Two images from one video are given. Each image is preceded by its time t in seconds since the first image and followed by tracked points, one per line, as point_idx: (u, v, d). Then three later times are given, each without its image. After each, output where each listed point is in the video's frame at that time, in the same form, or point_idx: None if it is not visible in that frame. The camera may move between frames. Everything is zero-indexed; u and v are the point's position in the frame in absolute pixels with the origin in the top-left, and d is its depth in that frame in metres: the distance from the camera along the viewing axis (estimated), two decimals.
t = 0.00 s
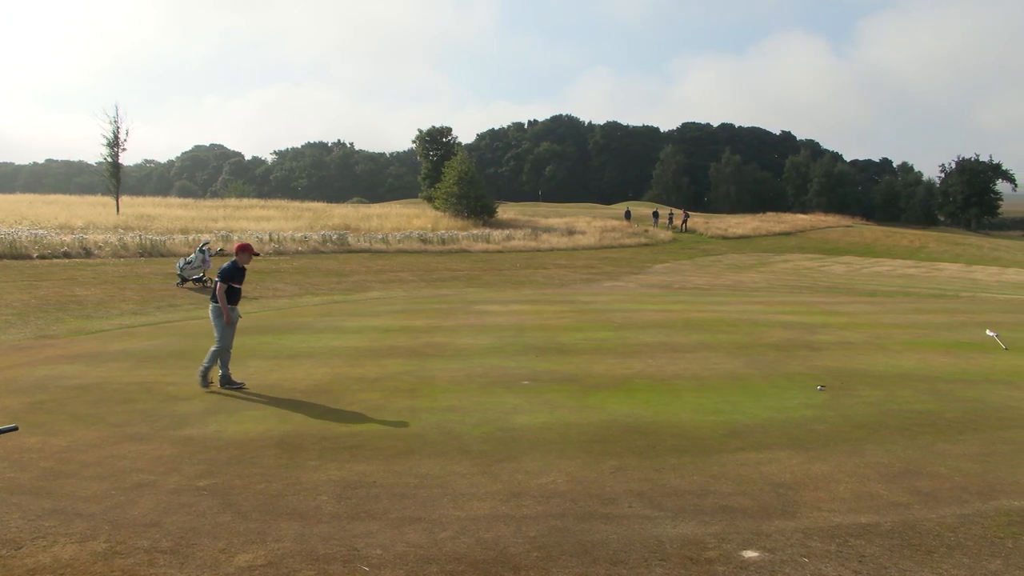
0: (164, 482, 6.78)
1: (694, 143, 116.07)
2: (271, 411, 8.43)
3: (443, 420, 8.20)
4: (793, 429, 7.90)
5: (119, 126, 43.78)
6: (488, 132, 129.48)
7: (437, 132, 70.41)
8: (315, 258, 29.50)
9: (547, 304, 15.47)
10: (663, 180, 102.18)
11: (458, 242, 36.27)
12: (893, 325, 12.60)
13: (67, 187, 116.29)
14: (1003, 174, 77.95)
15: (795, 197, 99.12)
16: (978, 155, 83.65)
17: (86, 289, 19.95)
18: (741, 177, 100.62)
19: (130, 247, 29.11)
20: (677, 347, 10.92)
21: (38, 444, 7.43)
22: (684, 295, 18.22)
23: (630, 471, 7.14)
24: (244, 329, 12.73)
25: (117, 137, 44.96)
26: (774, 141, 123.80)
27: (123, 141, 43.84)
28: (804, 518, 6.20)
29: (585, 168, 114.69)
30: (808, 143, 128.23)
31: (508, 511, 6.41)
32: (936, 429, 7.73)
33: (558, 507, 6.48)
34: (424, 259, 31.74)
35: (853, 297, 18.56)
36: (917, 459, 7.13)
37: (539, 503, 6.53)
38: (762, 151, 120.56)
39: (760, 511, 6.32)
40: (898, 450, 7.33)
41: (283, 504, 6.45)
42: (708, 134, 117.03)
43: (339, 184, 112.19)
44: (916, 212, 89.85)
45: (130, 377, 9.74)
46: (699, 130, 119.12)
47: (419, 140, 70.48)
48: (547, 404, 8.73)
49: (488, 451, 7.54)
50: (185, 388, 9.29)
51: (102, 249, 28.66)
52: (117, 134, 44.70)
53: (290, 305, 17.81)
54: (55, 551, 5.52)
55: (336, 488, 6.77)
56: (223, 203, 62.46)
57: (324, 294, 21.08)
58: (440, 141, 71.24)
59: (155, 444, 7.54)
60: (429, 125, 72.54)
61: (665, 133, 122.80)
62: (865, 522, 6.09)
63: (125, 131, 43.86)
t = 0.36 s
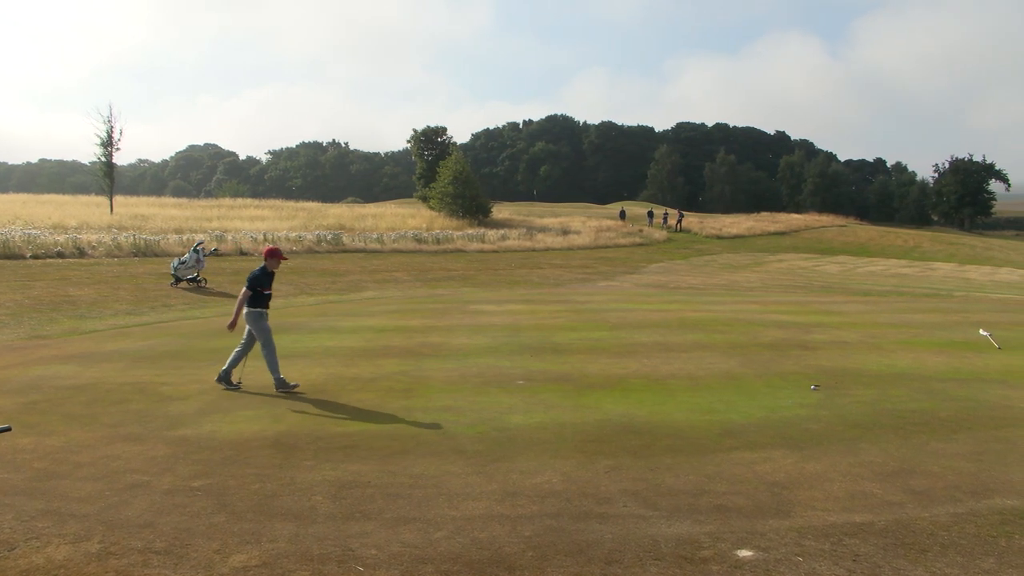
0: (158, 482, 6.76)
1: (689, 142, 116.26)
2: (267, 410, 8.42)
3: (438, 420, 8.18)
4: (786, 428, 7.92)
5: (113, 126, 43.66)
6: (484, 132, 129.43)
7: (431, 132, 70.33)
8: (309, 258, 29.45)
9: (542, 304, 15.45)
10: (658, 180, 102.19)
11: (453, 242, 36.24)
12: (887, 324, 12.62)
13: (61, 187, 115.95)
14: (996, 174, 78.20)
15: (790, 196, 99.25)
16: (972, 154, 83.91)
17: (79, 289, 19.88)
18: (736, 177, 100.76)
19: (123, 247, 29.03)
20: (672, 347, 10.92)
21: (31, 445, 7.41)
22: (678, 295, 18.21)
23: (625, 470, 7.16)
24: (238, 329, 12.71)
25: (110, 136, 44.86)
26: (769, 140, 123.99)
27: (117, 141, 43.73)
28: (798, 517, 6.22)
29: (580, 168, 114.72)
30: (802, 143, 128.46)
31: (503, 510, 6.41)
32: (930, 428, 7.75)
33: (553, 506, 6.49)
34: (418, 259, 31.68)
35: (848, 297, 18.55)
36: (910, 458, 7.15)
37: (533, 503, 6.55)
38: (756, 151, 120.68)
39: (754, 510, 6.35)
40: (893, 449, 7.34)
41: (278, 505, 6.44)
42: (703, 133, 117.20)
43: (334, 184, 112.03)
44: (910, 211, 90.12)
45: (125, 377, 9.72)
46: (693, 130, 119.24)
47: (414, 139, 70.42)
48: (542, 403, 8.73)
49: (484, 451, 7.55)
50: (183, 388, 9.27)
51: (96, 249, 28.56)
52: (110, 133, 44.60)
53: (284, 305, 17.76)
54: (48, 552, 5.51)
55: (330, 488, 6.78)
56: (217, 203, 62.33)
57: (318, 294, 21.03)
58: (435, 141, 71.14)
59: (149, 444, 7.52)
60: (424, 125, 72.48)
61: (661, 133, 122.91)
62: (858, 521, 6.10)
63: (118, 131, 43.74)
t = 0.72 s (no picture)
0: (144, 484, 6.72)
1: (677, 142, 116.66)
2: (254, 410, 8.38)
3: (426, 420, 8.16)
4: (774, 427, 7.95)
5: (98, 124, 43.46)
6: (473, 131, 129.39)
7: (420, 131, 70.32)
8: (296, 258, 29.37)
9: (530, 303, 15.45)
10: (646, 180, 102.40)
11: (441, 242, 36.21)
12: (873, 323, 12.69)
13: (46, 186, 115.25)
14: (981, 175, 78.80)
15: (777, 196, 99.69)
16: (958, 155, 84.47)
17: (64, 289, 19.76)
18: (724, 177, 101.10)
19: (109, 246, 28.87)
20: (660, 346, 10.95)
21: (15, 446, 7.35)
22: (665, 295, 18.24)
23: (612, 469, 7.18)
24: (226, 329, 12.65)
25: (96, 135, 44.62)
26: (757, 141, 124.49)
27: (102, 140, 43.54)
28: (785, 515, 6.25)
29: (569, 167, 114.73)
30: (791, 143, 129.07)
31: (490, 510, 6.42)
32: (915, 427, 7.78)
33: (541, 506, 6.50)
34: (406, 258, 31.61)
35: (835, 297, 18.59)
36: (896, 456, 7.19)
37: (521, 502, 6.55)
38: (745, 152, 121.15)
39: (741, 509, 6.37)
40: (878, 448, 7.38)
41: (265, 505, 6.42)
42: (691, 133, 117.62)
43: (321, 183, 111.73)
44: (897, 211, 90.63)
45: (111, 377, 9.66)
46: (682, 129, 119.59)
47: (402, 139, 70.39)
48: (530, 403, 8.73)
49: (472, 451, 7.54)
50: (170, 388, 9.21)
51: (81, 248, 28.39)
52: (96, 132, 44.37)
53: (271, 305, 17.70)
54: (33, 554, 5.47)
55: (318, 489, 6.76)
56: (204, 202, 62.08)
57: (305, 294, 20.97)
58: (424, 140, 71.10)
59: (136, 445, 7.48)
60: (412, 125, 72.38)
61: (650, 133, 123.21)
62: (845, 520, 6.13)
63: (104, 129, 43.53)
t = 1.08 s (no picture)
0: (116, 488, 6.57)
1: (658, 141, 117.19)
2: (229, 412, 8.23)
3: (405, 421, 8.05)
4: (755, 427, 7.91)
5: (68, 121, 42.89)
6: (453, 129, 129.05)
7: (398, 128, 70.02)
8: (272, 258, 29.12)
9: (510, 303, 15.37)
10: (628, 178, 102.57)
11: (421, 240, 36.06)
12: (854, 322, 12.73)
13: (17, 184, 113.70)
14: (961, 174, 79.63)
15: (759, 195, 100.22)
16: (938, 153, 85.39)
17: (33, 289, 19.43)
18: (705, 175, 101.51)
19: (80, 246, 28.48)
20: (641, 346, 10.90)
21: None
22: (645, 294, 18.25)
23: (593, 470, 7.11)
24: (200, 330, 12.50)
25: (66, 132, 44.04)
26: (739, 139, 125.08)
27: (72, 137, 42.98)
28: (766, 515, 6.21)
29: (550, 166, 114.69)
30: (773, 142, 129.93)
31: (470, 512, 6.33)
32: (896, 426, 7.77)
33: (522, 507, 6.42)
34: (385, 257, 31.42)
35: (816, 296, 18.65)
36: (877, 456, 7.17)
37: (502, 504, 6.47)
38: (727, 150, 121.66)
39: (722, 509, 6.33)
40: (860, 446, 7.36)
41: (241, 509, 6.30)
42: (673, 132, 118.18)
43: (299, 181, 110.98)
44: (878, 210, 91.37)
45: (82, 380, 9.47)
46: (664, 128, 120.04)
47: (380, 136, 70.03)
48: (510, 403, 8.64)
49: (452, 452, 7.44)
50: (143, 390, 9.04)
51: (51, 248, 27.97)
52: (66, 129, 43.78)
53: (246, 305, 17.50)
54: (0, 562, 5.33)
55: (295, 492, 6.65)
56: (178, 200, 61.49)
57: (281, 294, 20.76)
58: (403, 138, 70.78)
59: (108, 448, 7.32)
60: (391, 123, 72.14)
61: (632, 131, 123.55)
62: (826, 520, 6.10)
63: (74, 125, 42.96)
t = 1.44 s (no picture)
0: (73, 497, 6.27)
1: (636, 136, 117.82)
2: (194, 416, 7.95)
3: (378, 424, 7.80)
4: (735, 428, 7.77)
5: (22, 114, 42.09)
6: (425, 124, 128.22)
7: (369, 123, 69.40)
8: (240, 256, 28.70)
9: (484, 302, 15.18)
10: (605, 174, 102.60)
11: (392, 238, 35.78)
12: (833, 321, 12.67)
13: None
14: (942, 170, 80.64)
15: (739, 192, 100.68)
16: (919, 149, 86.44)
17: None
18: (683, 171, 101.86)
19: (35, 243, 27.88)
20: (619, 346, 10.76)
21: None
22: (622, 293, 18.14)
23: (570, 473, 6.94)
24: (163, 331, 12.17)
25: (20, 125, 43.28)
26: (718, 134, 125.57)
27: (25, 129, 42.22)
28: (746, 518, 6.06)
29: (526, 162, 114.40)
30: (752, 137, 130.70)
31: (444, 517, 6.13)
32: (877, 426, 7.66)
33: (497, 512, 6.23)
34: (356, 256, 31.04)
35: (793, 294, 18.63)
36: (858, 456, 7.04)
37: (477, 509, 6.27)
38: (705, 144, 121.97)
39: (702, 512, 6.17)
40: (840, 447, 7.25)
41: (205, 517, 6.05)
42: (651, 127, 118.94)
43: (267, 177, 109.75)
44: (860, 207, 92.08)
45: (38, 383, 9.12)
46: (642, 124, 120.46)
47: (351, 130, 69.31)
48: (485, 405, 8.43)
49: (425, 457, 7.23)
50: (103, 394, 8.72)
51: (6, 246, 27.36)
52: (20, 121, 43.04)
53: (212, 305, 17.16)
54: None
55: (262, 498, 6.41)
56: (140, 196, 60.51)
57: (249, 293, 20.41)
58: (374, 133, 70.15)
59: (65, 455, 7.02)
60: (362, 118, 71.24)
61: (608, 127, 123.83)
62: (807, 522, 5.96)
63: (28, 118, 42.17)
